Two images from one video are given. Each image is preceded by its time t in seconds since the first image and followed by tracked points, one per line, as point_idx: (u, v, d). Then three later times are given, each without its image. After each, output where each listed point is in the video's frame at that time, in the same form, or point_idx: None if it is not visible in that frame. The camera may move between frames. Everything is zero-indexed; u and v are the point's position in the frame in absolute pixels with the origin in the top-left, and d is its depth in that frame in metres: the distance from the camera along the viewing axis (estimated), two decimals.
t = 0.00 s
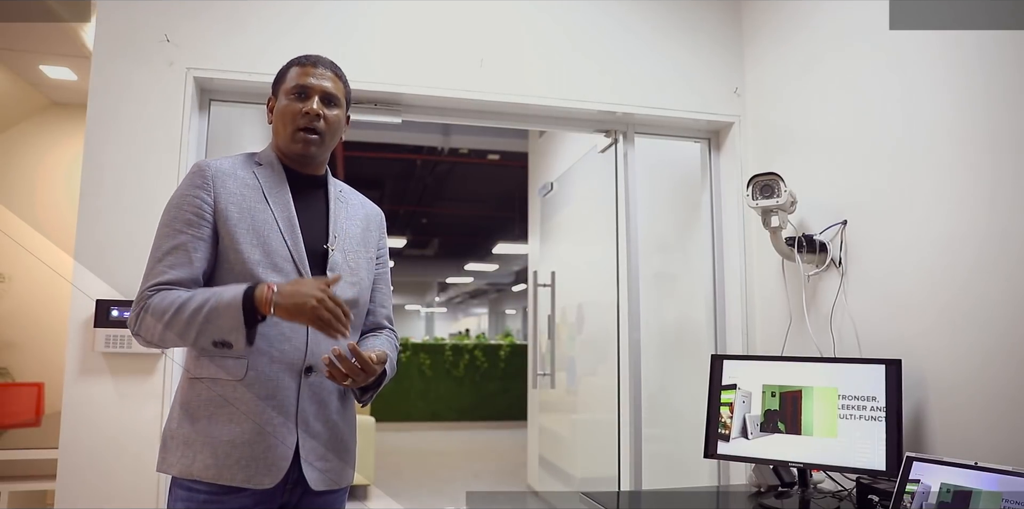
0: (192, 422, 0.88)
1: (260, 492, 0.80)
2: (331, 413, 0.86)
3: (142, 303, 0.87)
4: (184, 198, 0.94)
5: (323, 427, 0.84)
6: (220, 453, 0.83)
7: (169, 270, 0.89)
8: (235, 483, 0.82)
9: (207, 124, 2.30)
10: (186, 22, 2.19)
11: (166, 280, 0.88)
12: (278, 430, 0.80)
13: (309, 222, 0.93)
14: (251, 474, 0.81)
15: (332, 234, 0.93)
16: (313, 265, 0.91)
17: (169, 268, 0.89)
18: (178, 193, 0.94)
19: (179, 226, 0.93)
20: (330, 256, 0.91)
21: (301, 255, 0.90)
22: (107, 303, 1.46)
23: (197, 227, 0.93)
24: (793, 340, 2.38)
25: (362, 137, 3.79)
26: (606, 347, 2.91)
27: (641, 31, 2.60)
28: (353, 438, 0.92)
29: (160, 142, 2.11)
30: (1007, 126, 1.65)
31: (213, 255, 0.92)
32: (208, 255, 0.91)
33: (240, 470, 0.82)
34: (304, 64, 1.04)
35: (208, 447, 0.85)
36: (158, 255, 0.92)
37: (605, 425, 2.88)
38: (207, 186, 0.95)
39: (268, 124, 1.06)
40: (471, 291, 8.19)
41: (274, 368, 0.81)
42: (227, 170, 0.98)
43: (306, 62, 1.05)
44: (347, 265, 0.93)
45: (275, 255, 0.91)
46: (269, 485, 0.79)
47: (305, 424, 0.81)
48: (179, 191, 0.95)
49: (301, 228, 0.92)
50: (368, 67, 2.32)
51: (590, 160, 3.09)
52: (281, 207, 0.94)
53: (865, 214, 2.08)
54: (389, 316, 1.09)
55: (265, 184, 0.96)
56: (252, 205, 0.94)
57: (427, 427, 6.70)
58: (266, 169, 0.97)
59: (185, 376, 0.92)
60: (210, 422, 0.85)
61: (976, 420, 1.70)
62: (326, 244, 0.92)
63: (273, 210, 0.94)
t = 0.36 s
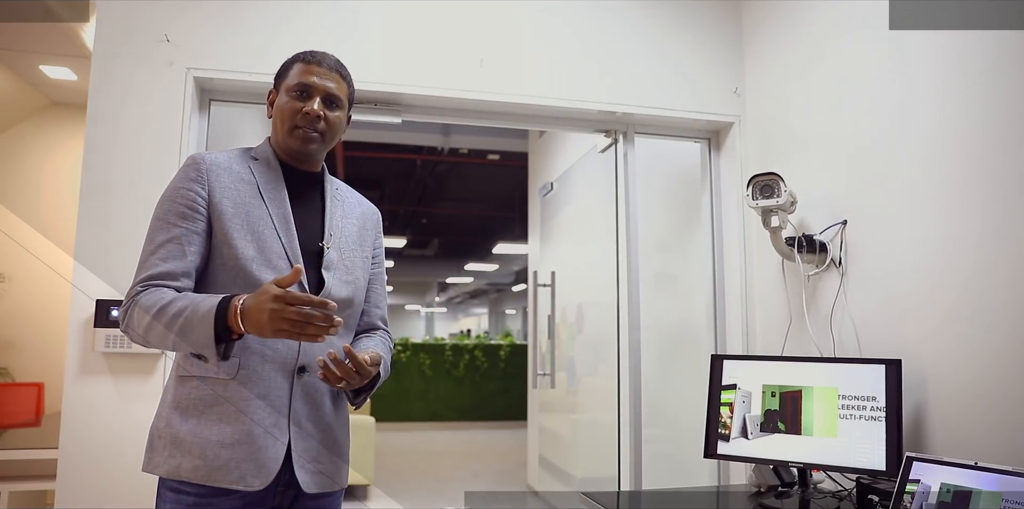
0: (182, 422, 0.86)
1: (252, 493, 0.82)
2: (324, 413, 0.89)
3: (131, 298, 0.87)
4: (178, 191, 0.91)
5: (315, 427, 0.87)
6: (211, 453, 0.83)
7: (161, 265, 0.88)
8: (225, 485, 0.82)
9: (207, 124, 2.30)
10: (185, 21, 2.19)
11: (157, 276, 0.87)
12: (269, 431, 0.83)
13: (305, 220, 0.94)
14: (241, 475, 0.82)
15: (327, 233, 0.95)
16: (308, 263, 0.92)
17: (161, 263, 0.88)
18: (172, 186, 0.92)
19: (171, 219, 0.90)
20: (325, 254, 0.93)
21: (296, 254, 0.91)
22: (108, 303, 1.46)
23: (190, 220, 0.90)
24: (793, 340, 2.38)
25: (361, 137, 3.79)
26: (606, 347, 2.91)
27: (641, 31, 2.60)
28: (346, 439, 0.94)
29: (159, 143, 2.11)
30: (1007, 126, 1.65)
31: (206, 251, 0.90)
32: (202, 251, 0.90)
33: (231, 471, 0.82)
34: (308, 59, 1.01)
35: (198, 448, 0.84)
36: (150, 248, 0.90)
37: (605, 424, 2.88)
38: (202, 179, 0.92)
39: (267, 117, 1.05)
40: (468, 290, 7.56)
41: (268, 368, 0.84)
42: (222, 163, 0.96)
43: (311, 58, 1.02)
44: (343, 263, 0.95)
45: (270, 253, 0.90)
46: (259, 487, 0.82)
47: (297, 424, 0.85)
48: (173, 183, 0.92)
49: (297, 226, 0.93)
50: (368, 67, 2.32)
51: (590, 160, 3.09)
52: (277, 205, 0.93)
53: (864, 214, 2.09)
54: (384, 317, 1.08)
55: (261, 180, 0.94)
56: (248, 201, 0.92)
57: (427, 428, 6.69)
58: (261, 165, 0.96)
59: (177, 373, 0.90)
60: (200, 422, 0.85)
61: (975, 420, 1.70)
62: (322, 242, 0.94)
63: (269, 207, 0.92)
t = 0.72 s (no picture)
0: (184, 428, 0.86)
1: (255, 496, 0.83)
2: (325, 415, 0.89)
3: (133, 307, 0.86)
4: (174, 197, 0.89)
5: (316, 431, 0.87)
6: (212, 459, 0.83)
7: (159, 273, 0.87)
8: (227, 489, 0.83)
9: (207, 124, 2.30)
10: (185, 21, 2.19)
11: (155, 287, 0.86)
12: (269, 437, 0.84)
13: (304, 222, 0.95)
14: (243, 480, 0.83)
15: (326, 235, 0.95)
16: (308, 267, 0.93)
17: (159, 271, 0.87)
18: (167, 191, 0.90)
19: (168, 227, 0.88)
20: (323, 256, 0.94)
21: (294, 258, 0.91)
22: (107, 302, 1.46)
23: (187, 228, 0.88)
24: (793, 340, 2.39)
25: (362, 137, 3.78)
26: (606, 347, 2.91)
27: (642, 30, 2.60)
28: (349, 439, 0.94)
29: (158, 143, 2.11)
30: (1007, 126, 1.65)
31: (204, 257, 0.89)
32: (200, 258, 0.89)
33: (232, 476, 0.83)
34: (304, 51, 1.00)
35: (200, 454, 0.84)
36: (147, 255, 0.88)
37: (605, 424, 2.88)
38: (199, 184, 0.91)
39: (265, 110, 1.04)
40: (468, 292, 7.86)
41: (267, 374, 0.84)
42: (219, 166, 0.94)
43: (307, 51, 1.00)
44: (342, 266, 0.96)
45: (270, 259, 0.90)
46: (260, 491, 0.83)
47: (298, 429, 0.85)
48: (169, 188, 0.90)
49: (295, 228, 0.94)
50: (368, 67, 2.32)
51: (590, 160, 3.09)
52: (275, 208, 0.93)
53: (864, 214, 2.09)
54: (387, 312, 1.08)
55: (259, 182, 0.94)
56: (245, 205, 0.92)
57: (427, 428, 6.69)
58: (259, 165, 0.96)
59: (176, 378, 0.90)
60: (200, 428, 0.85)
61: (974, 420, 1.70)
62: (320, 244, 0.95)
63: (267, 211, 0.92)
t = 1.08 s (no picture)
0: (194, 428, 0.85)
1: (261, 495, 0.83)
2: (332, 414, 0.89)
3: (143, 309, 0.85)
4: (184, 199, 0.88)
5: (322, 430, 0.87)
6: (222, 457, 0.82)
7: (170, 275, 0.86)
8: (236, 486, 0.82)
9: (207, 124, 2.29)
10: (185, 21, 2.19)
11: (167, 289, 0.85)
12: (279, 434, 0.84)
13: (310, 223, 0.95)
14: (253, 477, 0.83)
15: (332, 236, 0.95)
16: (314, 266, 0.92)
17: (170, 273, 0.86)
18: (177, 192, 0.89)
19: (178, 228, 0.87)
20: (329, 256, 0.94)
21: (302, 257, 0.91)
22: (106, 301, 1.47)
23: (197, 230, 0.87)
24: (793, 340, 2.38)
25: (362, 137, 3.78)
26: (606, 347, 2.91)
27: (641, 30, 2.60)
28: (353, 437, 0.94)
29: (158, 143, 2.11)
30: (1008, 126, 1.65)
31: (213, 260, 0.88)
32: (210, 261, 0.88)
33: (242, 474, 0.82)
34: (304, 58, 1.00)
35: (210, 452, 0.83)
36: (156, 256, 0.87)
37: (605, 424, 2.88)
38: (209, 187, 0.90)
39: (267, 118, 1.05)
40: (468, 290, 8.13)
41: (276, 373, 0.84)
42: (228, 168, 0.93)
43: (307, 58, 1.00)
44: (347, 265, 0.95)
45: (278, 261, 0.89)
46: (269, 487, 0.83)
47: (305, 427, 0.86)
48: (178, 189, 0.89)
49: (302, 229, 0.93)
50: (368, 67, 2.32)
51: (590, 160, 3.09)
52: (283, 209, 0.93)
53: (864, 214, 2.09)
54: (392, 313, 1.08)
55: (266, 183, 0.94)
56: (254, 207, 0.91)
57: (427, 428, 6.68)
58: (267, 168, 0.96)
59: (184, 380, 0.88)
60: (210, 428, 0.84)
61: (974, 419, 1.70)
62: (326, 245, 0.95)
63: (275, 212, 0.92)
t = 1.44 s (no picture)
0: (198, 422, 0.83)
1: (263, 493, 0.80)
2: (334, 411, 0.87)
3: (150, 305, 0.85)
4: (193, 198, 0.90)
5: (324, 427, 0.85)
6: (225, 451, 0.80)
7: (178, 272, 0.86)
8: (236, 480, 0.77)
9: (207, 124, 2.29)
10: (185, 22, 2.19)
11: (173, 285, 0.85)
12: (282, 428, 0.81)
13: (314, 222, 0.93)
14: (255, 471, 0.78)
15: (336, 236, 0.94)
16: (319, 266, 0.91)
17: (178, 270, 0.86)
18: (186, 192, 0.90)
19: (186, 227, 0.88)
20: (333, 256, 0.92)
21: (306, 256, 0.90)
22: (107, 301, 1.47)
23: (204, 229, 0.88)
24: (793, 340, 2.39)
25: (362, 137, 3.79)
26: (606, 347, 2.91)
27: (641, 31, 2.60)
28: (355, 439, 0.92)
29: (158, 143, 2.11)
30: (1008, 126, 1.65)
31: (220, 258, 0.88)
32: (216, 260, 0.88)
33: (244, 467, 0.78)
34: (302, 68, 1.04)
35: (213, 446, 0.81)
36: (165, 255, 0.88)
37: (605, 424, 2.88)
38: (217, 187, 0.91)
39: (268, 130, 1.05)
40: (468, 290, 8.34)
41: (280, 369, 0.82)
42: (235, 170, 0.94)
43: (302, 67, 1.04)
44: (351, 266, 0.94)
45: (283, 259, 0.88)
46: (271, 483, 0.77)
47: (308, 423, 0.83)
48: (188, 190, 0.91)
49: (306, 228, 0.92)
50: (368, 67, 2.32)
51: (590, 160, 3.09)
52: (288, 209, 0.92)
53: (865, 213, 2.08)
54: (393, 316, 1.08)
55: (272, 184, 0.94)
56: (260, 207, 0.91)
57: (427, 428, 6.69)
58: (274, 172, 0.95)
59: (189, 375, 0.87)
60: (215, 422, 0.81)
61: (975, 419, 1.70)
62: (331, 245, 0.93)
63: (280, 213, 0.91)
